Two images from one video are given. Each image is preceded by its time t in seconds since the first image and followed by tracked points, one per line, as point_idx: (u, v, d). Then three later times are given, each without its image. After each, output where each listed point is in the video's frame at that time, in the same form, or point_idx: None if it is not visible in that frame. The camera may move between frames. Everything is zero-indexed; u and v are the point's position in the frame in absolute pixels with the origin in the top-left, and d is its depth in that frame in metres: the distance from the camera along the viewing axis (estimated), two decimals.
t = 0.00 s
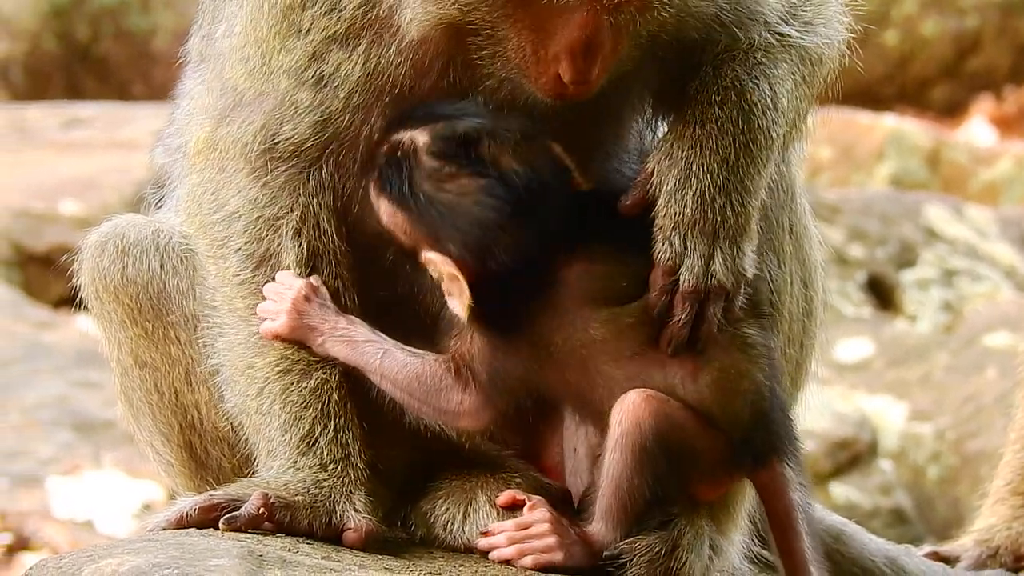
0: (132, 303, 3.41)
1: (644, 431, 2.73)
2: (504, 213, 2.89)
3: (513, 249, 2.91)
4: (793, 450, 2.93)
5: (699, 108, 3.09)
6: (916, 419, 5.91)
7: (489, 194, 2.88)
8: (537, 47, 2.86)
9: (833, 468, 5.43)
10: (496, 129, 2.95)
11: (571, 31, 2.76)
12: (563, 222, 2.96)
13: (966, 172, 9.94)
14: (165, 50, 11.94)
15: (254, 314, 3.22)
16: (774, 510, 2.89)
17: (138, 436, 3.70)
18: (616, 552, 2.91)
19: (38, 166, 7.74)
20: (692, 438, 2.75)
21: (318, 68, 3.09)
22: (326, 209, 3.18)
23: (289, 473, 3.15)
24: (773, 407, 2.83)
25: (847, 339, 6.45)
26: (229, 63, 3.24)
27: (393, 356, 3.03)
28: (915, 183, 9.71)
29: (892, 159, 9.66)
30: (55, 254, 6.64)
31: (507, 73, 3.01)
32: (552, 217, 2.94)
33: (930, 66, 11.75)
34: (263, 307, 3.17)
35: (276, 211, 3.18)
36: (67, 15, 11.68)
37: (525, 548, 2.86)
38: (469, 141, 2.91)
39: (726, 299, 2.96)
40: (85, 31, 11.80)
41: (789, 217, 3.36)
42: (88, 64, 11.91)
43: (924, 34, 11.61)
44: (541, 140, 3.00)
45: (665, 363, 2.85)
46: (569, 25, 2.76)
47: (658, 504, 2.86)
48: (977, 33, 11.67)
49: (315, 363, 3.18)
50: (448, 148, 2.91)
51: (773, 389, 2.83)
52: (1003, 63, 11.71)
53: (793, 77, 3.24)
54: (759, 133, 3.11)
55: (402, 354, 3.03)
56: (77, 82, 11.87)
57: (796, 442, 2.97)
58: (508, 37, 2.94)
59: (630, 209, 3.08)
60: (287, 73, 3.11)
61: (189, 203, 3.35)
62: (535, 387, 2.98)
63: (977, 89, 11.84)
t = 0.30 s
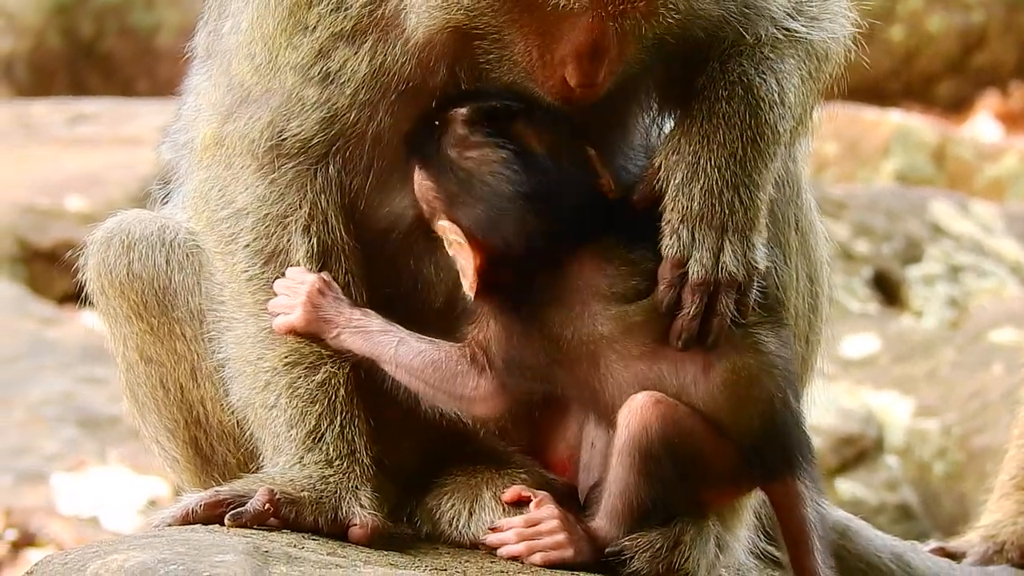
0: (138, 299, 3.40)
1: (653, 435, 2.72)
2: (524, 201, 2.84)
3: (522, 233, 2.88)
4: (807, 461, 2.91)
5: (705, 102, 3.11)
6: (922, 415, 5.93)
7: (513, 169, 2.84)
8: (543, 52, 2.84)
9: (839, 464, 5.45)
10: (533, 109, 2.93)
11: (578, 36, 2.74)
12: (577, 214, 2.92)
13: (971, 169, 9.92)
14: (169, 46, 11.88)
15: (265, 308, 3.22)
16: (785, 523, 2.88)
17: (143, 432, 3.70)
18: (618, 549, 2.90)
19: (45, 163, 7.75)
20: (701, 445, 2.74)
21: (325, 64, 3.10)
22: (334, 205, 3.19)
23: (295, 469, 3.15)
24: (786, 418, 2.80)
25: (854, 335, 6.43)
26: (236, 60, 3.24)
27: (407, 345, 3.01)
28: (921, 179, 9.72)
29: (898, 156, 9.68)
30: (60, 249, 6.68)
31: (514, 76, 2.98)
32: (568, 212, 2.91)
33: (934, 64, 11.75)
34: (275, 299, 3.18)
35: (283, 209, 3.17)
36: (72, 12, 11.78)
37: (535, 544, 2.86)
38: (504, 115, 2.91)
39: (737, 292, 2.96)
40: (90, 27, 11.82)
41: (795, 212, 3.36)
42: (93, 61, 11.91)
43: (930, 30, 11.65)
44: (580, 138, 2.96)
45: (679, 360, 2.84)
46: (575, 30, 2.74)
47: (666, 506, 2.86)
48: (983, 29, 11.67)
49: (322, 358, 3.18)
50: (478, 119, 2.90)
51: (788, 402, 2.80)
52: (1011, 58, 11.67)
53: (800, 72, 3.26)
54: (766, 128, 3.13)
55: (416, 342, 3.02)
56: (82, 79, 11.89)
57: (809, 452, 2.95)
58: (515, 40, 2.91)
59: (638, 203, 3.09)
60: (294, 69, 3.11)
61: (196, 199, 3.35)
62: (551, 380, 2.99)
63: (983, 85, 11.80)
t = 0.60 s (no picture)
0: (145, 292, 3.41)
1: (627, 421, 2.75)
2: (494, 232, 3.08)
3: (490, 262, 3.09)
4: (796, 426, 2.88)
5: (711, 96, 3.08)
6: (928, 408, 5.96)
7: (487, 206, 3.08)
8: (546, 48, 2.89)
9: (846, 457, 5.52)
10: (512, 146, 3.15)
11: (581, 33, 2.78)
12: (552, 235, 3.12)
13: (979, 162, 10.02)
14: (177, 40, 12.00)
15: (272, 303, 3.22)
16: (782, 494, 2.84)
17: (150, 425, 3.71)
18: (623, 541, 2.92)
19: (49, 158, 8.18)
20: (677, 423, 2.77)
21: (332, 58, 3.08)
22: (338, 198, 3.15)
23: (303, 462, 3.16)
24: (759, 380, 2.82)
25: (860, 327, 6.54)
26: (244, 53, 3.24)
27: (408, 348, 2.98)
28: (928, 171, 9.82)
29: (904, 149, 9.80)
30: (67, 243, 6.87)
31: (517, 73, 3.04)
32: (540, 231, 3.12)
33: (940, 58, 11.81)
34: (285, 292, 3.16)
35: (291, 202, 3.17)
36: (78, 6, 11.86)
37: (543, 537, 2.86)
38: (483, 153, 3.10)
39: (730, 288, 2.97)
40: (96, 21, 11.93)
41: (802, 205, 3.36)
42: (99, 54, 12.05)
43: (937, 24, 11.67)
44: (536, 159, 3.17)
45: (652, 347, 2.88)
46: (578, 26, 2.78)
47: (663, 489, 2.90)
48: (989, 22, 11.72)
49: (328, 353, 3.18)
50: (461, 158, 3.07)
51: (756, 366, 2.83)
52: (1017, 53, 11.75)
53: (807, 65, 3.24)
54: (772, 122, 3.10)
55: (417, 345, 2.98)
56: (88, 72, 12.01)
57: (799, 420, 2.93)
58: (517, 37, 2.97)
59: (635, 192, 3.12)
60: (302, 62, 3.10)
61: (203, 192, 3.36)
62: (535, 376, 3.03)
63: (990, 79, 11.89)
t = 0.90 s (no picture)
0: (152, 288, 3.41)
1: (597, 428, 2.68)
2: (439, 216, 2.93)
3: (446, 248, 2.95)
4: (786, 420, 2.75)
5: (715, 89, 3.08)
6: (935, 402, 6.06)
7: (423, 192, 2.92)
8: (549, 45, 2.84)
9: (854, 451, 5.74)
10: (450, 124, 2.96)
11: (583, 30, 2.73)
12: (508, 212, 2.97)
13: (986, 155, 10.24)
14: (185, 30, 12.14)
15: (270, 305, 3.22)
16: (764, 492, 2.69)
17: (158, 419, 3.72)
18: (633, 535, 2.91)
19: (58, 151, 8.77)
20: (655, 427, 2.66)
21: (337, 51, 3.08)
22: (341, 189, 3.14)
23: (310, 457, 3.16)
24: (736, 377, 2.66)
25: (867, 322, 6.68)
26: (249, 48, 3.24)
27: (388, 340, 2.98)
28: (936, 164, 10.27)
29: (913, 141, 10.35)
30: (71, 237, 7.43)
31: (523, 69, 2.96)
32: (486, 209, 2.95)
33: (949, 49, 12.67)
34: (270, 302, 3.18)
35: (287, 194, 3.17)
36: None
37: (548, 534, 2.89)
38: (414, 135, 2.93)
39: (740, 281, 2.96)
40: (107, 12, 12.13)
41: (809, 198, 3.36)
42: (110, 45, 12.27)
43: (945, 16, 12.55)
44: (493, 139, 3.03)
45: (626, 357, 2.78)
46: (581, 25, 2.73)
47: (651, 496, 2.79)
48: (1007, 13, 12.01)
49: (330, 350, 3.18)
50: (396, 143, 2.92)
51: (735, 364, 2.68)
52: None
53: (812, 58, 3.24)
54: (777, 113, 3.09)
55: (396, 337, 2.98)
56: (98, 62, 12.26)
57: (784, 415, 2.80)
58: (520, 33, 2.91)
59: (641, 183, 3.04)
60: (307, 57, 3.10)
61: (208, 186, 3.36)
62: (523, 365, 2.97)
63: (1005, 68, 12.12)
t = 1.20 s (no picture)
0: (155, 281, 3.43)
1: (565, 442, 2.68)
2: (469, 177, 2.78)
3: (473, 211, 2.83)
4: (771, 435, 2.67)
5: (716, 90, 3.00)
6: (937, 394, 6.29)
7: (452, 153, 2.79)
8: (554, 43, 2.84)
9: (856, 444, 6.01)
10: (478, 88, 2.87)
11: (587, 28, 2.74)
12: (535, 180, 2.83)
13: (987, 150, 10.68)
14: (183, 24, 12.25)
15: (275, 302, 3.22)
16: (762, 505, 2.65)
17: (160, 413, 3.74)
18: (639, 534, 2.91)
19: (58, 147, 8.86)
20: (625, 443, 2.64)
21: (341, 47, 3.07)
22: (346, 184, 3.14)
23: (312, 452, 3.15)
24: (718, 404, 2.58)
25: (868, 315, 7.01)
26: (253, 42, 3.23)
27: (398, 332, 3.00)
28: (936, 158, 10.69)
29: (912, 136, 10.72)
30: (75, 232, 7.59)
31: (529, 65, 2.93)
32: (517, 176, 2.81)
33: (950, 43, 13.09)
34: (282, 293, 3.19)
35: (294, 189, 3.17)
36: None
37: (545, 527, 2.84)
38: (441, 97, 2.86)
39: (739, 283, 3.03)
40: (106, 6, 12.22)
41: (812, 192, 3.36)
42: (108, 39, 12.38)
43: (945, 10, 12.98)
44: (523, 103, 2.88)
45: (603, 367, 2.72)
46: (585, 23, 2.74)
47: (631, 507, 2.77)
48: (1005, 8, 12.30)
49: (336, 345, 3.17)
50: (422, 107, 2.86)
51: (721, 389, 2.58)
52: None
53: (816, 55, 3.12)
54: (780, 115, 3.01)
55: (408, 328, 3.01)
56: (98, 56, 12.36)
57: (771, 423, 2.72)
58: (525, 31, 2.91)
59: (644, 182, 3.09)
60: (311, 51, 3.09)
61: (211, 181, 3.36)
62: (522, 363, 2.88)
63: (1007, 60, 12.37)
